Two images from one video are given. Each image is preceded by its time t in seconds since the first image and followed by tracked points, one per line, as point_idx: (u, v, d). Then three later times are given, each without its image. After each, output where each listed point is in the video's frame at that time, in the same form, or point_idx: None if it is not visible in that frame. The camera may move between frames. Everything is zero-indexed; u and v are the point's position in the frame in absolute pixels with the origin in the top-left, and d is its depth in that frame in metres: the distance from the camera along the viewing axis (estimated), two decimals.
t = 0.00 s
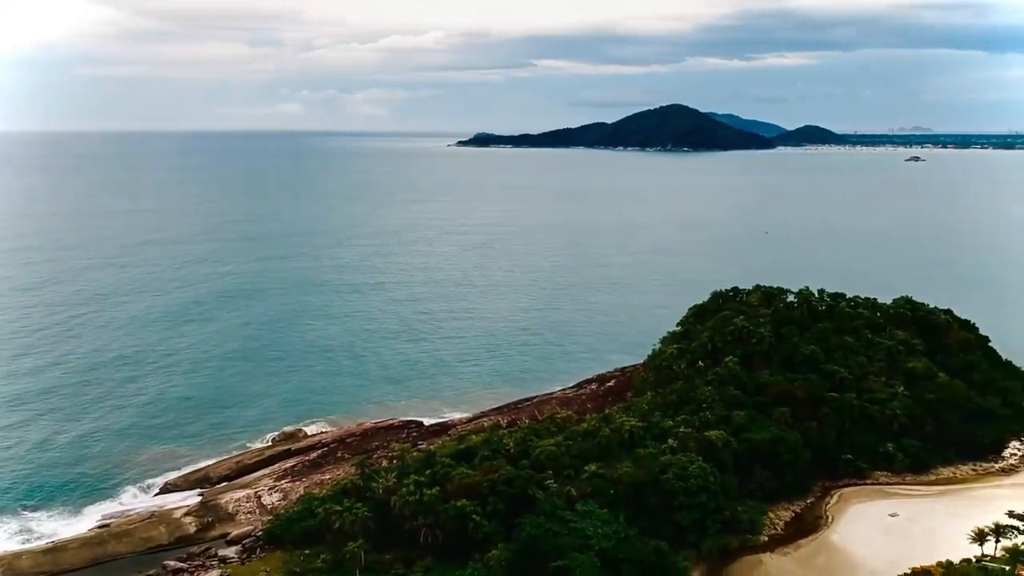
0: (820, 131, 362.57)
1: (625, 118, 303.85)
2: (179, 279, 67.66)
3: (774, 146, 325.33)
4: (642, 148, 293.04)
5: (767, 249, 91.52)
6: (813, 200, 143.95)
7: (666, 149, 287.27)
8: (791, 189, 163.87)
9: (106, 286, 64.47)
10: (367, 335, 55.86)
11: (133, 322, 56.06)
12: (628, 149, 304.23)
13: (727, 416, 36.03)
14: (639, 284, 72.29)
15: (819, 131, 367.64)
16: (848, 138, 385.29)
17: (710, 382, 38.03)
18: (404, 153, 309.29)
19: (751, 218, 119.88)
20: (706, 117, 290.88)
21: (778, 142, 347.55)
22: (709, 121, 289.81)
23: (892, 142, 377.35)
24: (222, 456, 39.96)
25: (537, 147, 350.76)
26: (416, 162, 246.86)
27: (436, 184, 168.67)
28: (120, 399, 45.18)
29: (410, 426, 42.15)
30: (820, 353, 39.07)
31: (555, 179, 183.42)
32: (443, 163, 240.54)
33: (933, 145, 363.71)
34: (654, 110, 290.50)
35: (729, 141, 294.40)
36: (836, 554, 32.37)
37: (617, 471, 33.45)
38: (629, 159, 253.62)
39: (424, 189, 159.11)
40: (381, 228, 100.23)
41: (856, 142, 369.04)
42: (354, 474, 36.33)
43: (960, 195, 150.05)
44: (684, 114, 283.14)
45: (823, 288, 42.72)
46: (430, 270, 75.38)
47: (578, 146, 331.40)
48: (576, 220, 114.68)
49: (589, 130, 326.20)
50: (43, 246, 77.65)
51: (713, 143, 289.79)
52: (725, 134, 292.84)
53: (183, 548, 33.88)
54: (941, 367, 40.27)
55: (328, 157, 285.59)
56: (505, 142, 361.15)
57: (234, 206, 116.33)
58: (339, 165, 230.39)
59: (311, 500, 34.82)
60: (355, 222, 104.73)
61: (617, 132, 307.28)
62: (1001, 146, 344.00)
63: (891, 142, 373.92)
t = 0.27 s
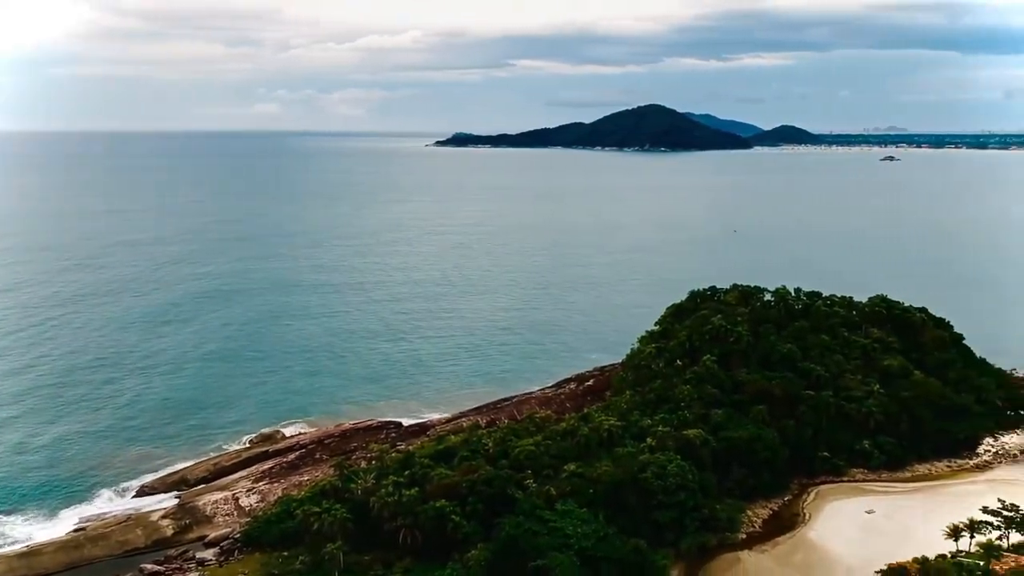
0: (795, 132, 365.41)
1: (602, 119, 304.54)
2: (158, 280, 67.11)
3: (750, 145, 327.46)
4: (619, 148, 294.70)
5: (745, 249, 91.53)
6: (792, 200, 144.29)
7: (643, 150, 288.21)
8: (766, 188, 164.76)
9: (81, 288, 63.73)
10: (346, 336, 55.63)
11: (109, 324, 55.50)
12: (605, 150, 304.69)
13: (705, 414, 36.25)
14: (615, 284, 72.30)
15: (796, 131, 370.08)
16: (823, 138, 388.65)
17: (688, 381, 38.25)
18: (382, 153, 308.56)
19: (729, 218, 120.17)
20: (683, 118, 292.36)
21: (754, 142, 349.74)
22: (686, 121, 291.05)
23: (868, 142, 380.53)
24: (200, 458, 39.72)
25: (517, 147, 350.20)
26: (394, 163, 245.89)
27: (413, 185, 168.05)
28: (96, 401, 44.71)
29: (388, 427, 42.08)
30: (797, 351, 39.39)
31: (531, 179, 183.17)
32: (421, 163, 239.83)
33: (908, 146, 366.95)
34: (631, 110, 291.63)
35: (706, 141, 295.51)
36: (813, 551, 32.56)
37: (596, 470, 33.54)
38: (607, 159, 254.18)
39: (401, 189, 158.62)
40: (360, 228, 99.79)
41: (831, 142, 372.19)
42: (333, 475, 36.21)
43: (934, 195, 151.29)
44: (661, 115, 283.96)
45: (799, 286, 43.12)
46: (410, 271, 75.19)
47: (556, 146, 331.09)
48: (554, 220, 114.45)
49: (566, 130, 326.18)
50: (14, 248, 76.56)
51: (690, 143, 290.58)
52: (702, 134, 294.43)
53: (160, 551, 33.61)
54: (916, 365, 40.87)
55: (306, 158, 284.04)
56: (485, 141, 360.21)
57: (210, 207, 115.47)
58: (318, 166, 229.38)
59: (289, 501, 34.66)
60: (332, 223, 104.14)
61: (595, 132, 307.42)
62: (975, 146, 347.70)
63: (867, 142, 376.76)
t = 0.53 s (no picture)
0: (769, 131, 368.56)
1: (578, 119, 305.15)
2: (132, 282, 66.42)
3: (725, 145, 329.83)
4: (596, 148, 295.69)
5: (721, 249, 91.89)
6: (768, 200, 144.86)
7: (620, 150, 289.14)
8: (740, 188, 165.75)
9: (54, 290, 62.90)
10: (324, 337, 55.40)
11: (83, 327, 54.87)
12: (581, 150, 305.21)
13: (682, 413, 36.44)
14: (590, 283, 72.53)
15: (768, 131, 373.11)
16: (797, 138, 392.45)
17: (665, 379, 38.44)
18: (357, 153, 308.62)
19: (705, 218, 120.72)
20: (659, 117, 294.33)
21: (729, 142, 352.18)
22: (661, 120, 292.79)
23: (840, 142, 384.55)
24: (175, 460, 39.44)
25: (494, 147, 349.92)
26: (371, 163, 244.84)
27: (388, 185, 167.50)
28: (70, 405, 44.20)
29: (365, 428, 41.98)
30: (771, 350, 39.69)
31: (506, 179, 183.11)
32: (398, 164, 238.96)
33: (880, 146, 371.14)
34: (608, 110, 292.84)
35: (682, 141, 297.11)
36: (789, 548, 32.77)
37: (573, 470, 33.59)
38: (585, 159, 254.75)
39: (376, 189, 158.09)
40: (336, 229, 99.41)
41: (804, 141, 375.86)
42: (309, 476, 36.08)
43: (905, 194, 152.91)
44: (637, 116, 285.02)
45: (773, 285, 43.49)
46: (388, 271, 75.01)
47: (532, 146, 331.55)
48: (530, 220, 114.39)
49: (543, 130, 326.41)
50: None
51: (665, 143, 292.02)
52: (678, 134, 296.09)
53: (134, 554, 33.31)
54: (889, 363, 41.39)
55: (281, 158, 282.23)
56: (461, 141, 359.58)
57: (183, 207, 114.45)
58: (295, 166, 228.15)
59: (265, 503, 34.47)
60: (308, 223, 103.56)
61: (571, 132, 307.88)
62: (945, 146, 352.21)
63: (839, 142, 380.64)
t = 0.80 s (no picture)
0: (745, 131, 370.92)
1: (555, 119, 305.06)
2: (107, 283, 65.71)
3: (701, 145, 331.54)
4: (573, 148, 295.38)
5: (699, 248, 92.23)
6: (748, 199, 145.45)
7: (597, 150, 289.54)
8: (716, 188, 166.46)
9: (27, 292, 62.09)
10: (304, 338, 55.15)
11: (58, 329, 54.24)
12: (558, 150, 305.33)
13: (659, 411, 36.56)
14: (566, 283, 72.70)
15: (744, 131, 375.67)
16: (773, 138, 395.50)
17: (642, 379, 38.55)
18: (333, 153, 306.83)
19: (684, 217, 121.12)
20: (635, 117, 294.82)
21: (705, 141, 354.07)
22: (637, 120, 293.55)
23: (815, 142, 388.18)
24: (150, 463, 39.16)
25: (472, 147, 349.20)
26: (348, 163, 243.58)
27: (363, 185, 166.71)
28: (44, 408, 43.71)
29: (343, 428, 41.86)
30: (748, 349, 39.90)
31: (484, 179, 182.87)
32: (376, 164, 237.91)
33: (855, 146, 374.99)
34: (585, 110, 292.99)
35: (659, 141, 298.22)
36: (766, 545, 32.98)
37: (552, 469, 33.61)
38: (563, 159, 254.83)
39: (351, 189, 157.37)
40: (314, 229, 98.97)
41: (779, 141, 378.91)
42: (287, 478, 35.95)
43: (880, 194, 154.35)
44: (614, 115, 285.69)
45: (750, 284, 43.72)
46: (366, 272, 74.79)
47: (510, 146, 331.33)
48: (508, 220, 114.27)
49: (520, 130, 326.28)
50: None
51: (642, 143, 293.00)
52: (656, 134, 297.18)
53: (110, 558, 33.02)
54: (864, 361, 41.77)
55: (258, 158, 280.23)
56: (438, 140, 358.49)
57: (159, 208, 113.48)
58: (273, 166, 226.64)
59: (242, 505, 34.27)
60: (285, 224, 102.96)
61: (548, 132, 307.90)
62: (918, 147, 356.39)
63: (814, 142, 383.93)
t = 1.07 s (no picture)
0: (722, 131, 372.83)
1: (534, 119, 305.03)
2: (82, 285, 64.99)
3: (679, 145, 333.07)
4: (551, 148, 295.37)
5: (679, 248, 92.53)
6: (728, 199, 145.99)
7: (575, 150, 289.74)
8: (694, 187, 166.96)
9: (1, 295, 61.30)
10: (284, 339, 54.87)
11: (33, 332, 53.63)
12: (537, 150, 305.35)
13: (638, 411, 36.67)
14: (544, 282, 72.80)
15: (722, 130, 377.71)
16: (749, 138, 397.96)
17: (621, 378, 38.67)
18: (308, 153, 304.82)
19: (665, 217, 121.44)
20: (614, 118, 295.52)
21: (683, 141, 355.44)
22: (615, 120, 294.15)
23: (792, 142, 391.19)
24: (127, 465, 38.88)
25: (451, 146, 348.15)
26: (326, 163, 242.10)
27: (339, 185, 165.89)
28: (19, 412, 43.20)
29: (322, 429, 41.73)
30: (725, 347, 40.12)
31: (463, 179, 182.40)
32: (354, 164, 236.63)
33: (831, 146, 378.16)
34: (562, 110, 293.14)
35: (637, 141, 298.67)
36: (743, 544, 33.09)
37: (531, 469, 33.62)
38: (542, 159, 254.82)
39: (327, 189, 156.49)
40: (292, 230, 98.42)
41: (756, 141, 381.22)
42: (265, 479, 35.81)
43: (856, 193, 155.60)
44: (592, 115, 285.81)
45: (727, 283, 43.97)
46: (346, 272, 74.53)
47: (489, 146, 330.88)
48: (487, 220, 114.11)
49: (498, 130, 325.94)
50: None
51: (620, 143, 293.73)
52: (634, 134, 298.04)
53: (86, 561, 32.74)
54: (841, 359, 42.11)
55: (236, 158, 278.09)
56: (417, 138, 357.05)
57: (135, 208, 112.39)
58: (253, 166, 225.27)
59: (219, 508, 34.07)
60: (262, 224, 102.29)
61: (526, 132, 307.46)
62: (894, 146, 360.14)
63: (791, 142, 386.76)
